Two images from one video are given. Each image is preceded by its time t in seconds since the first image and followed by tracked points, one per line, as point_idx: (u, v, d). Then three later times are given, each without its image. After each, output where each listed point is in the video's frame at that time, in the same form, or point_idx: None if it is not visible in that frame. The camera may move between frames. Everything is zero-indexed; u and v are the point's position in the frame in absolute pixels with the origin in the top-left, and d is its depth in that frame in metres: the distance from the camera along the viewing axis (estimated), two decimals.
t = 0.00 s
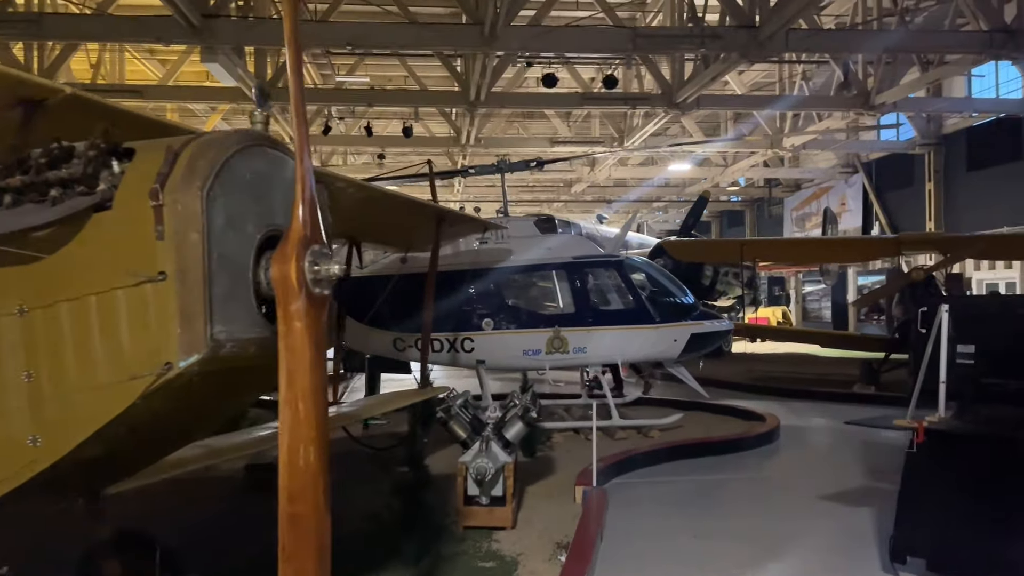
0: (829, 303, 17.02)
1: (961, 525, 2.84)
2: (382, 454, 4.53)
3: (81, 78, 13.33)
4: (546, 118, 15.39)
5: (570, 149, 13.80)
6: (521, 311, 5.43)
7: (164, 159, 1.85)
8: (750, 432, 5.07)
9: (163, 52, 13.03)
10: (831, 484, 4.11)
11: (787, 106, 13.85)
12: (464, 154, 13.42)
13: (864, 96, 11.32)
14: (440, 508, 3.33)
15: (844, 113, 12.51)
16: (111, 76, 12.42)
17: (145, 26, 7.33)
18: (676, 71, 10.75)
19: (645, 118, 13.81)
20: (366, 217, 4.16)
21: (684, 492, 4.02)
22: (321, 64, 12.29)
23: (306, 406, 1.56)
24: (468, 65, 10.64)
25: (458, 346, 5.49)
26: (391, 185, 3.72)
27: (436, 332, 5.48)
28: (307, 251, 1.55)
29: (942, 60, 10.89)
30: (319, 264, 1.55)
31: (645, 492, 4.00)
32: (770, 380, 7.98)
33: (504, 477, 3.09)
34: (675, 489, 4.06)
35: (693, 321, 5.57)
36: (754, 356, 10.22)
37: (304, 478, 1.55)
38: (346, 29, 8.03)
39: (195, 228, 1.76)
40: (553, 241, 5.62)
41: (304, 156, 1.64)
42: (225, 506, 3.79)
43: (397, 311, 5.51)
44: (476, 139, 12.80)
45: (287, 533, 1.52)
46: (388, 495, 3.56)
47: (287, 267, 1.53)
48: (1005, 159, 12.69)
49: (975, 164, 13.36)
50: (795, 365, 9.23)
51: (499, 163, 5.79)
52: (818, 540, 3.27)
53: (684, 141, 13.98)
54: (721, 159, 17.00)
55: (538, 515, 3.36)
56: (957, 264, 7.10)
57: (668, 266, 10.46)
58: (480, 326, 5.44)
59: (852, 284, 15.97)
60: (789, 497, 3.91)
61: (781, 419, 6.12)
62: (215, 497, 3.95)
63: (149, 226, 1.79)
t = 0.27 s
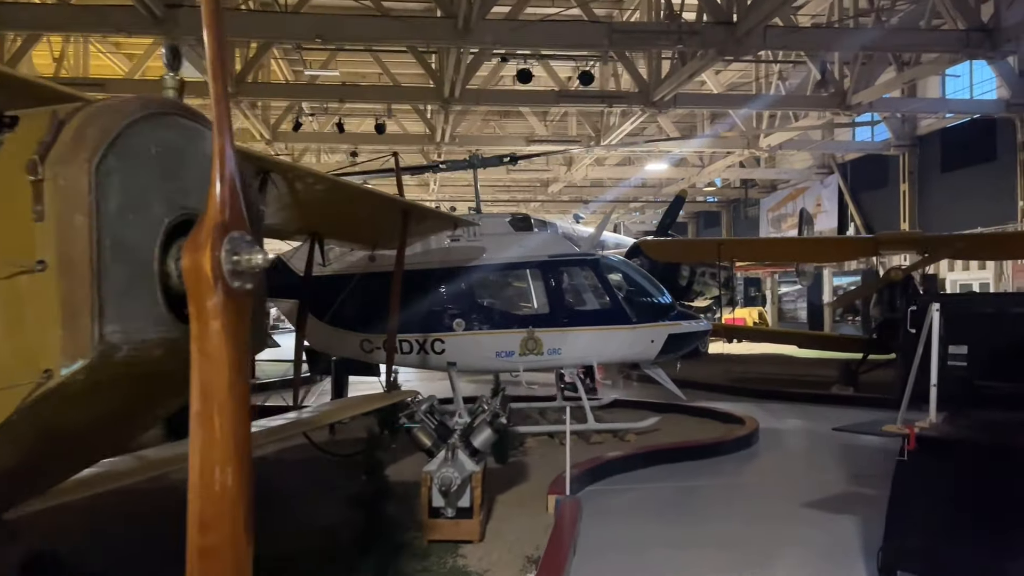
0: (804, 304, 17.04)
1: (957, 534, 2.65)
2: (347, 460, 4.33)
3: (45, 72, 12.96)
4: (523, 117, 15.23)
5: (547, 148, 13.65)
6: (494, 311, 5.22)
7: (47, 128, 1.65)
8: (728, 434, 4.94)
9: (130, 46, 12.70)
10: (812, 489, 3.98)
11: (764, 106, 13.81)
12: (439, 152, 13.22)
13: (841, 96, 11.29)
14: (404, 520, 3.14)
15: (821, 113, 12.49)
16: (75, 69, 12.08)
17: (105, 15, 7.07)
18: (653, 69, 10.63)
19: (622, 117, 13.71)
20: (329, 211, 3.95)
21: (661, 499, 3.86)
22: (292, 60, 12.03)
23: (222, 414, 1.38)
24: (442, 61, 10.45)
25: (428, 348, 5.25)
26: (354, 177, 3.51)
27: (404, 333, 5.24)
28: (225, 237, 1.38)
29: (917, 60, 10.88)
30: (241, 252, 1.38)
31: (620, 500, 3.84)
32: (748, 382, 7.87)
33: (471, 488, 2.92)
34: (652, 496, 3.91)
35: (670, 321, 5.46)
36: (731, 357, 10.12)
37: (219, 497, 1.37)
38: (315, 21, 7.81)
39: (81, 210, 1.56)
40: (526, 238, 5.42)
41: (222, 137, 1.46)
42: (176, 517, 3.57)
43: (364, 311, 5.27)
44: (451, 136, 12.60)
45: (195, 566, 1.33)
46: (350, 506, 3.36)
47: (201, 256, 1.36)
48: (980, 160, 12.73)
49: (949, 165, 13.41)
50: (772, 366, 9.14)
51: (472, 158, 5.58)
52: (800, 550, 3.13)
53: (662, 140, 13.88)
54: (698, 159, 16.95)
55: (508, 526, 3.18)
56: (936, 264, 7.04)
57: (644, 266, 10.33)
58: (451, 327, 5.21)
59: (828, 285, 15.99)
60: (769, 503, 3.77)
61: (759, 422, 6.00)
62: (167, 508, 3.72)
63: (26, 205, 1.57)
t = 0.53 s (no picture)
0: (775, 309, 17.07)
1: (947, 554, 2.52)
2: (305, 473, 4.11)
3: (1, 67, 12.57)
4: (494, 119, 15.08)
5: (518, 151, 13.51)
6: (462, 315, 5.04)
7: None
8: (702, 443, 4.80)
9: (90, 42, 12.34)
10: (791, 501, 3.84)
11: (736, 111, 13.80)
12: (409, 154, 13.01)
13: (812, 100, 11.29)
14: (361, 540, 2.94)
15: (791, 117, 12.51)
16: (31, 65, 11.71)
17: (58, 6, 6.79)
18: (625, 71, 10.54)
19: (594, 120, 13.62)
20: (287, 210, 3.74)
21: (634, 512, 3.71)
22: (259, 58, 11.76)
23: (111, 451, 0.96)
24: (411, 61, 10.26)
25: (392, 354, 5.02)
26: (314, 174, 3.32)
27: (368, 338, 5.02)
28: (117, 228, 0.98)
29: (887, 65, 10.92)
30: (138, 246, 0.98)
31: (592, 513, 3.68)
32: (721, 387, 7.77)
33: (432, 505, 2.75)
34: (624, 510, 3.74)
35: (643, 326, 5.32)
36: (703, 362, 10.03)
37: (103, 559, 0.95)
38: (280, 16, 7.58)
39: None
40: (495, 240, 5.24)
41: (115, 84, 1.07)
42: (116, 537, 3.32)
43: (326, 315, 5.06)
44: (421, 138, 12.41)
45: None
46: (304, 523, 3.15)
47: (84, 246, 0.95)
48: (948, 166, 12.84)
49: (918, 171, 13.51)
50: (745, 372, 9.06)
51: (439, 157, 5.38)
52: (781, 567, 2.98)
53: (634, 144, 13.81)
54: (670, 163, 16.92)
55: (472, 546, 3.00)
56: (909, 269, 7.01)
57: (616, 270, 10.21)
58: (417, 332, 5.01)
59: (798, 290, 16.04)
60: (745, 516, 3.63)
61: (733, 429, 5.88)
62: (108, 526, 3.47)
63: None
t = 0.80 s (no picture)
0: (748, 316, 17.08)
1: None
2: (265, 489, 3.88)
3: None
4: (468, 123, 14.92)
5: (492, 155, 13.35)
6: (433, 320, 4.84)
7: None
8: (681, 452, 4.66)
9: (51, 40, 12.00)
10: (773, 513, 3.71)
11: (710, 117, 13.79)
12: (382, 157, 12.79)
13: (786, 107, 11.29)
14: (319, 559, 2.73)
15: (765, 124, 12.51)
16: None
17: None
18: (600, 75, 10.44)
19: (569, 125, 13.53)
20: (246, 206, 3.55)
21: (611, 524, 3.55)
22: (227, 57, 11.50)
23: None
24: (383, 62, 10.06)
25: (359, 360, 4.80)
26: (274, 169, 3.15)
27: (334, 344, 4.80)
28: None
29: (861, 72, 10.95)
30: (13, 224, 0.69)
31: (568, 527, 3.51)
32: (697, 394, 7.65)
33: (397, 522, 2.58)
34: (601, 523, 3.57)
35: (620, 332, 5.18)
36: (678, 369, 9.92)
37: None
38: (246, 12, 7.36)
39: None
40: (467, 242, 5.05)
41: None
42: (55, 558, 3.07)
43: (293, 320, 4.85)
44: (394, 141, 12.21)
45: None
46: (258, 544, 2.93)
47: None
48: (919, 173, 12.92)
49: (889, 178, 13.59)
50: (721, 378, 8.97)
51: (409, 157, 5.18)
52: None
53: (608, 150, 13.73)
54: (644, 169, 16.88)
55: (441, 564, 2.82)
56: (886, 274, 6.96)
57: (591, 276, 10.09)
58: (386, 337, 4.79)
59: (771, 297, 16.06)
60: (727, 529, 3.49)
61: (710, 437, 5.75)
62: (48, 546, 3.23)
63: None
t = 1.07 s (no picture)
0: (722, 321, 17.06)
1: None
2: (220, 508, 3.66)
3: None
4: (441, 126, 14.73)
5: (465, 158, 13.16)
6: (402, 328, 4.64)
7: None
8: (659, 465, 4.51)
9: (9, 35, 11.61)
10: (754, 530, 3.57)
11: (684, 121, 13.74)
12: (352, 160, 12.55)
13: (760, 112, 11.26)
14: None
15: (739, 129, 12.48)
16: None
17: None
18: (575, 78, 10.32)
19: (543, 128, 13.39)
20: (200, 208, 3.35)
21: (587, 544, 3.39)
22: (193, 55, 11.19)
23: None
24: (353, 62, 9.85)
25: (324, 370, 4.59)
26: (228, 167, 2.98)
27: (298, 353, 4.58)
28: None
29: (834, 77, 10.96)
30: None
31: (542, 546, 3.34)
32: (672, 402, 7.52)
33: (357, 550, 2.41)
34: (576, 542, 3.41)
35: (596, 340, 5.02)
36: (653, 376, 9.80)
37: None
38: (211, 7, 7.11)
39: None
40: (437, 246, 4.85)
41: None
42: None
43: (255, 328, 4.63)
44: (365, 143, 11.97)
45: None
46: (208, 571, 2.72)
47: None
48: (891, 180, 12.97)
49: (861, 184, 13.64)
50: (696, 386, 8.87)
51: (378, 157, 4.98)
52: None
53: (582, 154, 13.61)
54: (618, 174, 16.80)
55: None
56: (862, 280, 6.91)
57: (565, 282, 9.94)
58: (352, 346, 4.58)
59: (745, 303, 16.05)
60: (707, 548, 3.34)
61: (687, 448, 5.62)
62: None
63: None
